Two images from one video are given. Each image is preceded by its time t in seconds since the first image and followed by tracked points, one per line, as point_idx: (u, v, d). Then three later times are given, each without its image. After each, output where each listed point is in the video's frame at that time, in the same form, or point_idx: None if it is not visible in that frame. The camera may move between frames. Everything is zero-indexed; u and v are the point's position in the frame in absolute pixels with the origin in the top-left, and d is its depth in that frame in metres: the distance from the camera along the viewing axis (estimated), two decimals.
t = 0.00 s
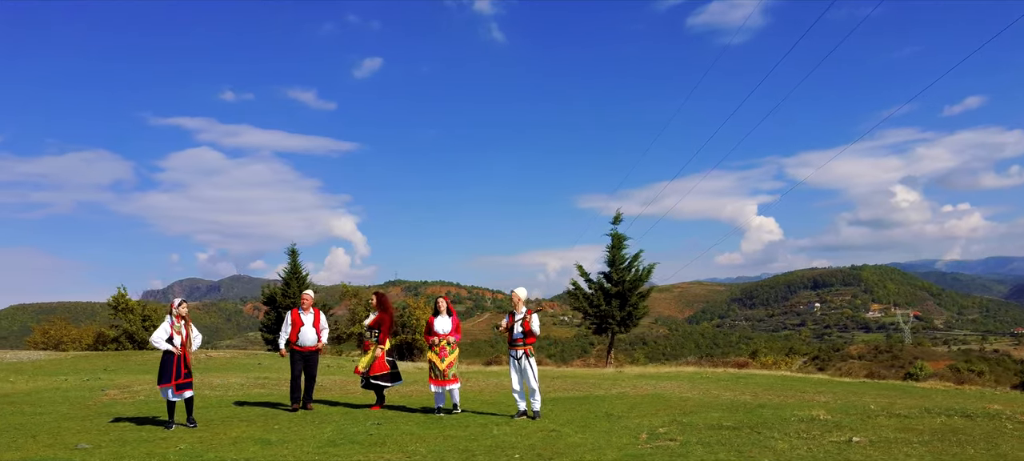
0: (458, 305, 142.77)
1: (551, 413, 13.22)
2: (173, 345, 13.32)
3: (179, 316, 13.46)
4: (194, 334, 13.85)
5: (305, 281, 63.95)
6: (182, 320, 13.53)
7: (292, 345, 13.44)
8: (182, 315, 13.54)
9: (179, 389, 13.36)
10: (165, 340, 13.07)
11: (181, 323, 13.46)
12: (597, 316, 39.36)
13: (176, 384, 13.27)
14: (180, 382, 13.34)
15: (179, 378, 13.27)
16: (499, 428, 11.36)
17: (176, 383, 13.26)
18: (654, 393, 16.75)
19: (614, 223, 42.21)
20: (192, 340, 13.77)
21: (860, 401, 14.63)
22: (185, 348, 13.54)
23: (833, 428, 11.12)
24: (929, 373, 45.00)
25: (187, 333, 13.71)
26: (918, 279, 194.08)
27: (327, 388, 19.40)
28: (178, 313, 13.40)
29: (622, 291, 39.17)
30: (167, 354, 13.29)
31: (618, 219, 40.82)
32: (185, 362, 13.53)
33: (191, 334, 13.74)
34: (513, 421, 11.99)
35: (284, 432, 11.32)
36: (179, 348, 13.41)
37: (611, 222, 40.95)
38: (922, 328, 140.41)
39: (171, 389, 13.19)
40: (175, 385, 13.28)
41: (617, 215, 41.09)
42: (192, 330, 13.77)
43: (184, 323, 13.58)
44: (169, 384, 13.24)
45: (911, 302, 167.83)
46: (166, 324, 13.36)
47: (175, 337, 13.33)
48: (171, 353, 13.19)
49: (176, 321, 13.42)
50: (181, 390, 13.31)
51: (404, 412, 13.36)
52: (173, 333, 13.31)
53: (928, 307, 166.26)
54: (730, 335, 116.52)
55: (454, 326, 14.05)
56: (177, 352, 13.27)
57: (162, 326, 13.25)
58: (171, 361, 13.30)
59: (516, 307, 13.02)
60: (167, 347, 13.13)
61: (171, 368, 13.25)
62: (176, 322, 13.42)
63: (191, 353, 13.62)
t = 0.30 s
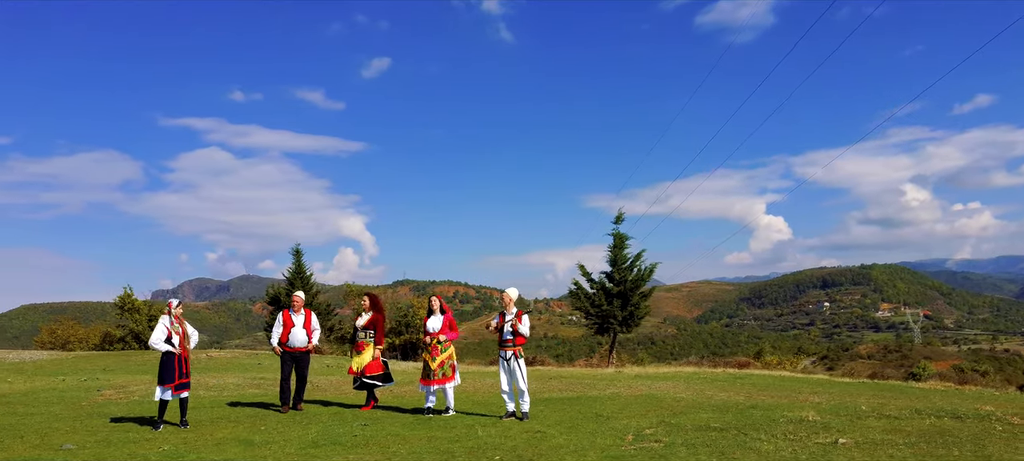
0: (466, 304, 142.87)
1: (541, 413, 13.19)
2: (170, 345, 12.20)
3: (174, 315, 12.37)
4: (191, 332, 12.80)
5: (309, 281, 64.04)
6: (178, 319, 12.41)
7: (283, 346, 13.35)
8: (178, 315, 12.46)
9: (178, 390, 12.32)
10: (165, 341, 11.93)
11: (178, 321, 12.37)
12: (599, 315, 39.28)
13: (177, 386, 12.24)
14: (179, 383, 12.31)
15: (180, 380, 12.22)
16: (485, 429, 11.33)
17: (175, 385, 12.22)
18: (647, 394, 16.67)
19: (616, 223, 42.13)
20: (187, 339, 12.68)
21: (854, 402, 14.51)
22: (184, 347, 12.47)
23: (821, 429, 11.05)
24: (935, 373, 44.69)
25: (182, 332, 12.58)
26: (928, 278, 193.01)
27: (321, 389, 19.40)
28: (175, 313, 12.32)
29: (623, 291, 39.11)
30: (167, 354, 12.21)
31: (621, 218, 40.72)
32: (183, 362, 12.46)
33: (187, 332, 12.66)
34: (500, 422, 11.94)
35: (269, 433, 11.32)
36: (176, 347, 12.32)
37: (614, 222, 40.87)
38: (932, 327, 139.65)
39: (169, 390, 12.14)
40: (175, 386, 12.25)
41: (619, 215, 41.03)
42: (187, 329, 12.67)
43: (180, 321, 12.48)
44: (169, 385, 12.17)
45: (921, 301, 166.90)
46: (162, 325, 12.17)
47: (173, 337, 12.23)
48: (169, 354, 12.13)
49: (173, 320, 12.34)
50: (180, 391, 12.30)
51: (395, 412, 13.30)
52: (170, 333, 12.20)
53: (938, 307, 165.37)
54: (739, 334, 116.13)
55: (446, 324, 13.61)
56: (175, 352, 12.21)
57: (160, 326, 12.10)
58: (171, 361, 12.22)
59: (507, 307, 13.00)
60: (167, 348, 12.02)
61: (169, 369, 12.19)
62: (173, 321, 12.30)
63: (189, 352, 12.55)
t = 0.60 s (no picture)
0: (476, 304, 142.86)
1: (535, 414, 13.11)
2: (164, 350, 11.46)
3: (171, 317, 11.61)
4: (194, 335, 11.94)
5: (316, 280, 64.15)
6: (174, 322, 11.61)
7: (278, 347, 13.35)
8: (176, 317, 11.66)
9: (178, 393, 11.55)
10: (155, 346, 11.20)
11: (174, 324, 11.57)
12: (603, 315, 39.21)
13: (175, 388, 11.44)
14: (176, 386, 11.47)
15: (175, 383, 11.41)
16: (475, 430, 11.30)
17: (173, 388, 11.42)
18: (645, 394, 16.59)
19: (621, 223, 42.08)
20: (188, 342, 11.91)
21: (852, 403, 14.38)
22: (181, 350, 11.69)
23: (814, 431, 10.96)
24: (944, 373, 44.38)
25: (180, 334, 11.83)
26: (941, 277, 191.69)
27: (321, 389, 19.45)
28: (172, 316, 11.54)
29: (627, 291, 39.06)
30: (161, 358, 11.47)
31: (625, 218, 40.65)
32: (184, 363, 11.69)
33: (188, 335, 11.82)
34: (492, 422, 11.87)
35: (261, 435, 11.31)
36: (172, 351, 11.54)
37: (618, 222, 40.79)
38: (945, 327, 138.65)
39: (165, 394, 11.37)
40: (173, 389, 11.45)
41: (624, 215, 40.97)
42: (187, 331, 11.87)
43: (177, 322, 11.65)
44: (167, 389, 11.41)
45: (933, 300, 165.77)
46: (154, 330, 11.49)
47: (167, 339, 11.47)
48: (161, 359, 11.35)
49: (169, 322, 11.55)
50: (179, 394, 11.50)
51: (388, 413, 13.25)
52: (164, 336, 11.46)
53: (951, 306, 164.21)
54: (749, 334, 115.66)
55: (441, 327, 13.50)
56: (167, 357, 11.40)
57: (152, 331, 11.40)
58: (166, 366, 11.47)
59: (502, 308, 12.68)
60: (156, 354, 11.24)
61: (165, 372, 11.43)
62: (169, 323, 11.51)
63: (188, 354, 11.75)
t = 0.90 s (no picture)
0: (490, 303, 142.79)
1: (532, 415, 13.09)
2: (158, 346, 11.50)
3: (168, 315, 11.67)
4: (192, 335, 11.91)
5: (328, 280, 64.31)
6: (172, 320, 11.67)
7: (271, 348, 13.62)
8: (172, 316, 11.68)
9: (166, 393, 11.41)
10: (144, 342, 11.26)
11: (169, 321, 11.61)
12: (611, 315, 39.10)
13: (161, 387, 11.33)
14: (162, 384, 11.36)
15: (162, 382, 11.31)
16: (472, 431, 11.31)
17: (160, 386, 11.35)
18: (646, 394, 16.51)
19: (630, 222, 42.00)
20: (187, 343, 11.89)
21: (855, 404, 14.22)
22: (175, 350, 11.65)
23: (810, 433, 10.88)
24: (958, 373, 43.99)
25: (181, 333, 11.90)
26: (960, 275, 189.84)
27: (324, 389, 19.50)
28: (168, 313, 11.63)
29: (636, 290, 38.97)
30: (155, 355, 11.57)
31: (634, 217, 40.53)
32: (177, 363, 11.59)
33: (184, 333, 11.82)
34: (487, 424, 11.86)
35: (257, 435, 11.35)
36: (166, 349, 11.53)
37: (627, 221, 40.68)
38: (964, 326, 137.22)
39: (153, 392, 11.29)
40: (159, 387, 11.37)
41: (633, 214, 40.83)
42: (186, 331, 11.88)
43: (175, 319, 11.69)
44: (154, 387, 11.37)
45: (952, 299, 164.15)
46: (152, 327, 11.64)
47: (161, 337, 11.51)
48: (153, 353, 11.41)
49: (166, 320, 11.63)
50: (165, 392, 11.36)
51: (386, 414, 13.27)
52: (156, 333, 11.54)
53: (970, 304, 162.54)
54: (766, 333, 114.95)
55: (438, 328, 13.49)
56: (159, 352, 11.42)
57: (148, 328, 11.55)
58: (159, 363, 11.52)
59: (501, 308, 12.50)
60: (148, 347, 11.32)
61: (156, 369, 11.46)
62: (165, 322, 11.58)
63: (183, 356, 11.71)
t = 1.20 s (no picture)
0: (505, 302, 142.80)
1: (532, 416, 13.04)
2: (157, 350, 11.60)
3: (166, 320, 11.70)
4: (189, 338, 11.74)
5: (341, 280, 64.57)
6: (169, 323, 11.66)
7: (270, 349, 14.96)
8: (171, 320, 11.68)
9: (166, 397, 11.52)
10: (140, 348, 11.49)
11: (165, 327, 11.60)
12: (622, 315, 39.00)
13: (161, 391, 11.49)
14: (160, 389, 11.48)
15: (159, 386, 11.45)
16: (469, 433, 11.28)
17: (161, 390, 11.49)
18: (648, 396, 16.43)
19: (641, 221, 41.83)
20: (188, 344, 11.83)
21: (858, 406, 14.08)
22: (174, 353, 11.65)
23: (808, 435, 10.78)
24: (975, 373, 43.38)
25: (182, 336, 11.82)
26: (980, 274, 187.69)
27: (329, 390, 19.60)
28: (166, 319, 11.67)
29: (646, 290, 38.81)
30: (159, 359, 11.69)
31: (645, 216, 40.40)
32: (174, 366, 11.58)
33: (183, 337, 11.73)
34: (485, 426, 11.83)
35: (254, 436, 11.38)
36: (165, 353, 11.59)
37: (638, 220, 40.53)
38: (984, 325, 135.60)
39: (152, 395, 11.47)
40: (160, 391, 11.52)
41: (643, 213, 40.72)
42: (184, 333, 11.76)
43: (171, 324, 11.65)
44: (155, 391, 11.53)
45: (972, 298, 162.33)
46: (153, 329, 11.73)
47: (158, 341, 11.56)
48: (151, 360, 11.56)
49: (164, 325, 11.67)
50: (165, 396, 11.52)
51: (386, 415, 13.28)
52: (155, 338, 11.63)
53: (990, 303, 160.65)
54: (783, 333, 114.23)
55: (438, 328, 13.41)
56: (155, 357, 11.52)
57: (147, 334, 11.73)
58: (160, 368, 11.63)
59: (500, 309, 12.45)
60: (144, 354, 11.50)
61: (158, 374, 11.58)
62: (161, 326, 11.58)
63: (181, 358, 11.66)
